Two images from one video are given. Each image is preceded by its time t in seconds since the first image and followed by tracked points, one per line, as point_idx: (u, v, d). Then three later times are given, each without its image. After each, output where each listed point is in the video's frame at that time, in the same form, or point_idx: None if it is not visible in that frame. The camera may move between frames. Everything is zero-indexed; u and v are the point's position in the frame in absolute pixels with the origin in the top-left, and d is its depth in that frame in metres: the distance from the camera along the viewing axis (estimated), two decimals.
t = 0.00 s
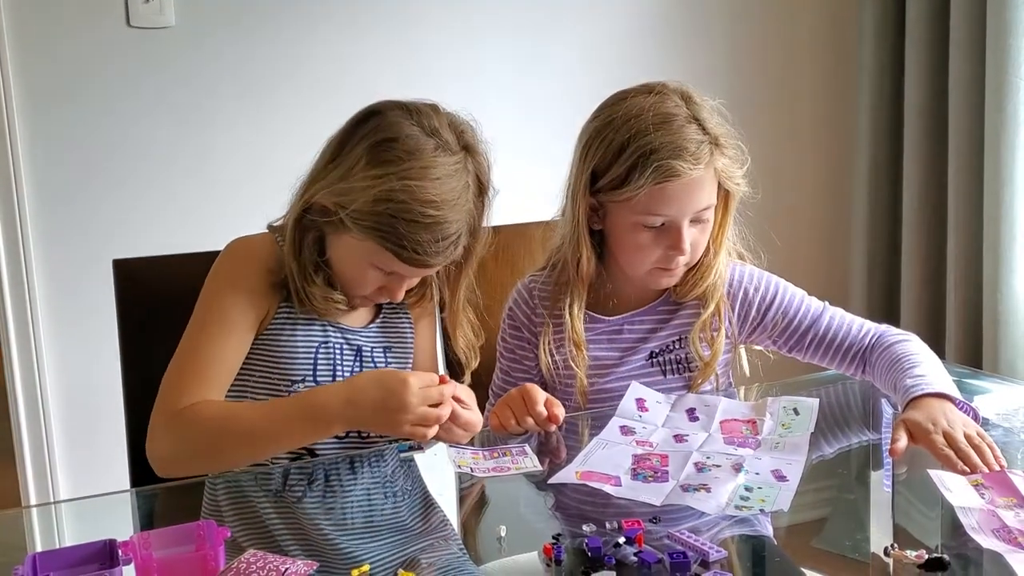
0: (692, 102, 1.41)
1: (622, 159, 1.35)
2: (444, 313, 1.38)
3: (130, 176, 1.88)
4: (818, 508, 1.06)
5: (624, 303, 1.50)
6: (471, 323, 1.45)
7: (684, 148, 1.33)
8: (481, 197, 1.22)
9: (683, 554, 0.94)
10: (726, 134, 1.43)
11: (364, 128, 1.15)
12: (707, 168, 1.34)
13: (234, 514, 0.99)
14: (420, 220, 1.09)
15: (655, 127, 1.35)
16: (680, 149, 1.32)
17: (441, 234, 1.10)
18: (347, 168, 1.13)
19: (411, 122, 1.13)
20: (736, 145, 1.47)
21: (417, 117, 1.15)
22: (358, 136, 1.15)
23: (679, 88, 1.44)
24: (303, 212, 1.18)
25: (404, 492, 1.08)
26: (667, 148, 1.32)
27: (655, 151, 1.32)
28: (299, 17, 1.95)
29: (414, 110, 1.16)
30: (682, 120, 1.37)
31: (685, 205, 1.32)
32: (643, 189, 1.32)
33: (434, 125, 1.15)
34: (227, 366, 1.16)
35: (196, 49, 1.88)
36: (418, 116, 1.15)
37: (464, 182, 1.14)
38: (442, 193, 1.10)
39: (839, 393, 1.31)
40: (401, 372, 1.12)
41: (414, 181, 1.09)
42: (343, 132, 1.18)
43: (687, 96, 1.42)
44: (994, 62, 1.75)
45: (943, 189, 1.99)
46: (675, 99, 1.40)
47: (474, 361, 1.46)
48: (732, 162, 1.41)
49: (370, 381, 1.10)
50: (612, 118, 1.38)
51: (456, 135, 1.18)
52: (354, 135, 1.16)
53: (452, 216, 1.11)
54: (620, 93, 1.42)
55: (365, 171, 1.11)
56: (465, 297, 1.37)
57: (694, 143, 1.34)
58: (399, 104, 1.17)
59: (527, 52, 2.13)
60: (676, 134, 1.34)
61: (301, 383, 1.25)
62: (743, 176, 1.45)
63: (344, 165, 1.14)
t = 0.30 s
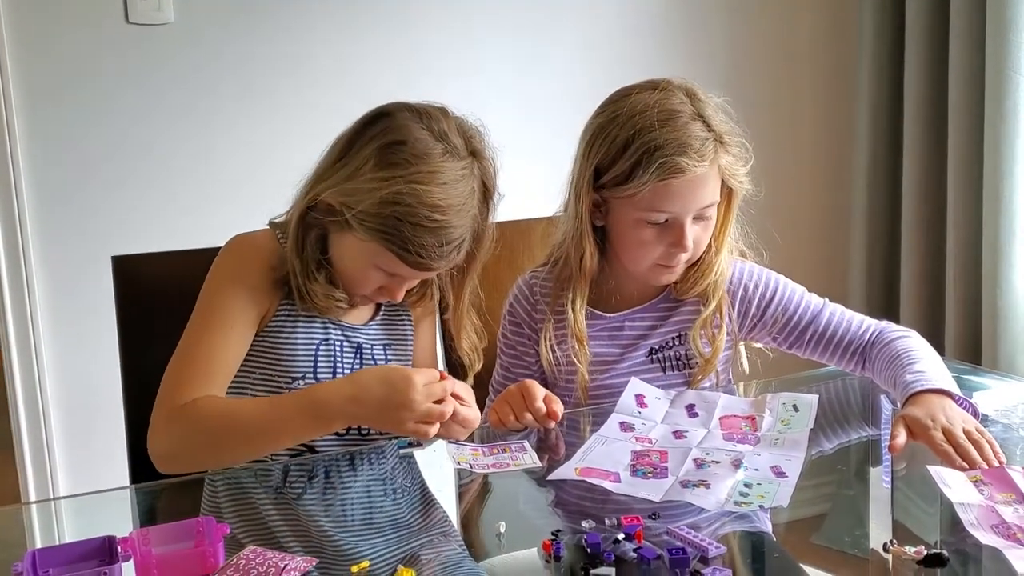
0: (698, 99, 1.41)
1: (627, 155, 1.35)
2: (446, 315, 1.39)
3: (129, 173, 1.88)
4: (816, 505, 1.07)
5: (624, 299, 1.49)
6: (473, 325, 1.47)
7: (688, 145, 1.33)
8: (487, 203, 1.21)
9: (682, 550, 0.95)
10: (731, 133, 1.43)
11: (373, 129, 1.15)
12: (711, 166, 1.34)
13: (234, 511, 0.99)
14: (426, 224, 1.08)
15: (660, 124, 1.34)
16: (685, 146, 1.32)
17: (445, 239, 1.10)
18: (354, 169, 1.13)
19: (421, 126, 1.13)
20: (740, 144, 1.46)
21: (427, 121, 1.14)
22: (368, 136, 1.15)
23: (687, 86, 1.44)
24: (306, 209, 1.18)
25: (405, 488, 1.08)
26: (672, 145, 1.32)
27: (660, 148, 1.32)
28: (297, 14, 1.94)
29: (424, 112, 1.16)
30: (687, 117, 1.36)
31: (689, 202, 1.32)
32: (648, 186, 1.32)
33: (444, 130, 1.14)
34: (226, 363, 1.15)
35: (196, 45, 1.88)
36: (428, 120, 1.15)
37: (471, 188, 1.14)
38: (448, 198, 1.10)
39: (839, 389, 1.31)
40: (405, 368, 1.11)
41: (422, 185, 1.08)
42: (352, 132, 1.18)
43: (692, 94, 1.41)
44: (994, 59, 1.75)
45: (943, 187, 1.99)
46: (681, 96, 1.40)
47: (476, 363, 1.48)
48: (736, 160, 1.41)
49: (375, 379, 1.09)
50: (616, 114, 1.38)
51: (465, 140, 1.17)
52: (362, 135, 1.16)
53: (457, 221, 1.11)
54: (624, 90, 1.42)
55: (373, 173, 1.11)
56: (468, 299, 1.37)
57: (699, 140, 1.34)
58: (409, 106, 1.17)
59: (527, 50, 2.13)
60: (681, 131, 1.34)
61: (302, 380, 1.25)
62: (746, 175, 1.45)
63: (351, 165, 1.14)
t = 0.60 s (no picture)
0: (703, 103, 1.39)
1: (604, 142, 1.36)
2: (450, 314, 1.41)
3: (128, 169, 1.88)
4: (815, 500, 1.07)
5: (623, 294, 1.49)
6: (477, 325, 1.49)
7: (658, 142, 1.31)
8: (489, 203, 1.21)
9: (681, 545, 0.95)
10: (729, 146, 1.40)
11: (376, 128, 1.14)
12: (678, 169, 1.31)
13: (234, 506, 0.99)
14: (426, 225, 1.08)
15: (638, 119, 1.34)
16: (655, 143, 1.31)
17: (446, 240, 1.10)
18: (356, 167, 1.12)
19: (425, 127, 1.12)
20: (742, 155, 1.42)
21: (431, 121, 1.14)
22: (371, 134, 1.14)
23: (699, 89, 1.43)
24: (308, 207, 1.17)
25: (404, 484, 1.08)
26: (640, 140, 1.31)
27: (628, 140, 1.32)
28: (297, 9, 1.94)
29: (427, 112, 1.15)
30: (680, 121, 1.34)
31: (655, 203, 1.31)
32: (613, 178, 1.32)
33: (448, 131, 1.14)
34: (225, 359, 1.15)
35: (195, 42, 1.87)
36: (432, 120, 1.14)
37: (473, 189, 1.13)
38: (450, 199, 1.09)
39: (839, 383, 1.31)
40: (407, 364, 1.11)
41: (424, 186, 1.08)
42: (356, 130, 1.17)
43: (701, 96, 1.40)
44: (994, 56, 1.75)
45: (943, 185, 1.99)
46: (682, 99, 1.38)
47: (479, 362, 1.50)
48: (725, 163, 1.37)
49: (377, 376, 1.09)
50: (614, 106, 1.39)
51: (468, 140, 1.17)
52: (365, 134, 1.15)
53: (458, 222, 1.11)
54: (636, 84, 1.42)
55: (375, 172, 1.10)
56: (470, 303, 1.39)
57: (681, 144, 1.32)
58: (412, 105, 1.17)
59: (528, 48, 2.12)
60: (657, 127, 1.32)
61: (302, 376, 1.25)
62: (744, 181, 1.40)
63: (353, 164, 1.13)
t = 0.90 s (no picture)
0: (738, 128, 1.37)
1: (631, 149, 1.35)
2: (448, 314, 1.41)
3: (127, 167, 1.88)
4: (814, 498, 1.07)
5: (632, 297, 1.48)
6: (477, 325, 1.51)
7: (684, 161, 1.29)
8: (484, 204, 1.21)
9: (680, 543, 0.95)
10: (756, 176, 1.36)
11: (371, 127, 1.13)
12: (696, 191, 1.28)
13: (233, 505, 0.99)
14: (421, 227, 1.07)
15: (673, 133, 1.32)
16: (676, 159, 1.29)
17: (440, 241, 1.09)
18: (351, 167, 1.11)
19: (421, 127, 1.12)
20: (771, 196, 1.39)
21: (427, 121, 1.13)
22: (367, 133, 1.13)
23: (746, 114, 1.40)
24: (303, 206, 1.17)
25: (404, 483, 1.08)
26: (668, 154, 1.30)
27: (654, 151, 1.31)
28: (297, 8, 1.94)
29: (423, 112, 1.14)
30: (710, 145, 1.32)
31: (666, 218, 1.29)
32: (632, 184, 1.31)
33: (444, 131, 1.13)
34: (224, 357, 1.15)
35: (194, 39, 1.87)
36: (427, 120, 1.13)
37: (468, 190, 1.13)
38: (445, 200, 1.09)
39: (838, 381, 1.31)
40: (405, 362, 1.11)
41: (419, 187, 1.07)
42: (352, 128, 1.16)
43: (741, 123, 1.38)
44: (994, 55, 1.75)
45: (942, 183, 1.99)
46: (718, 120, 1.35)
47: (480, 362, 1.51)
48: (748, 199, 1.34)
49: (378, 374, 1.09)
50: (656, 113, 1.38)
51: (465, 140, 1.16)
52: (360, 133, 1.14)
53: (452, 224, 1.10)
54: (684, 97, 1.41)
55: (371, 172, 1.09)
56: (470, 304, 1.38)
57: (703, 163, 1.29)
58: (407, 105, 1.16)
59: (528, 46, 2.12)
60: (688, 145, 1.31)
61: (301, 375, 1.25)
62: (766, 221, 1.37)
63: (348, 164, 1.12)
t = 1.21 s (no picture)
0: (807, 203, 1.22)
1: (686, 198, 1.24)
2: (450, 312, 1.43)
3: (127, 165, 1.88)
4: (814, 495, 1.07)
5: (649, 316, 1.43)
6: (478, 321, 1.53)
7: (744, 232, 1.16)
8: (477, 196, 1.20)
9: (680, 540, 0.96)
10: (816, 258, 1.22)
11: (355, 123, 1.13)
12: (746, 269, 1.16)
13: (233, 502, 0.99)
14: (404, 223, 1.06)
15: (742, 194, 1.18)
16: (732, 229, 1.16)
17: (425, 237, 1.07)
18: (335, 164, 1.11)
19: (402, 121, 1.10)
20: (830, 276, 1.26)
21: (409, 115, 1.11)
22: (350, 129, 1.12)
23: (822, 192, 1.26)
24: (293, 204, 1.16)
25: (405, 480, 1.08)
26: (728, 218, 1.17)
27: (711, 211, 1.19)
28: (296, 5, 1.94)
29: (406, 106, 1.12)
30: (773, 222, 1.18)
31: (704, 282, 1.18)
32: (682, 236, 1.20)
33: (427, 124, 1.11)
34: (227, 356, 1.15)
35: (192, 36, 1.87)
36: (410, 114, 1.11)
37: (455, 182, 1.11)
38: (429, 195, 1.07)
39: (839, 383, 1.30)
40: (407, 358, 1.12)
41: (400, 183, 1.06)
42: (338, 125, 1.15)
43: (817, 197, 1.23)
44: (993, 52, 1.75)
45: (941, 180, 1.99)
46: (788, 195, 1.20)
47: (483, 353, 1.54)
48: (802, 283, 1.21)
49: (380, 370, 1.09)
50: (735, 160, 1.24)
51: (451, 134, 1.15)
52: (345, 129, 1.13)
53: (437, 219, 1.08)
54: (767, 151, 1.26)
55: (354, 167, 1.09)
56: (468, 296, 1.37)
57: (758, 238, 1.16)
58: (392, 99, 1.14)
59: (525, 44, 2.12)
60: (753, 215, 1.17)
61: (301, 372, 1.25)
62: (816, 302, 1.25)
63: (333, 160, 1.11)
